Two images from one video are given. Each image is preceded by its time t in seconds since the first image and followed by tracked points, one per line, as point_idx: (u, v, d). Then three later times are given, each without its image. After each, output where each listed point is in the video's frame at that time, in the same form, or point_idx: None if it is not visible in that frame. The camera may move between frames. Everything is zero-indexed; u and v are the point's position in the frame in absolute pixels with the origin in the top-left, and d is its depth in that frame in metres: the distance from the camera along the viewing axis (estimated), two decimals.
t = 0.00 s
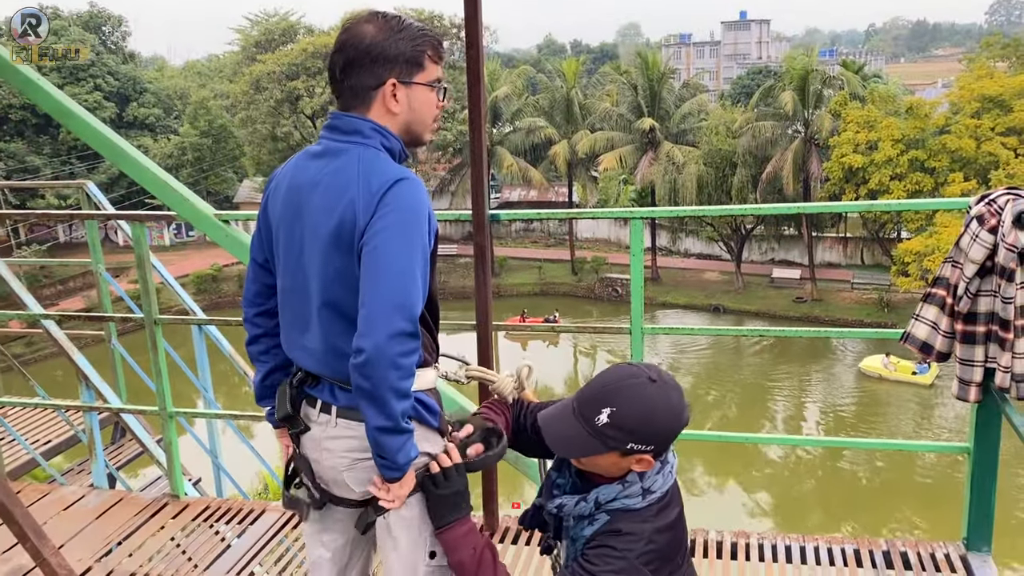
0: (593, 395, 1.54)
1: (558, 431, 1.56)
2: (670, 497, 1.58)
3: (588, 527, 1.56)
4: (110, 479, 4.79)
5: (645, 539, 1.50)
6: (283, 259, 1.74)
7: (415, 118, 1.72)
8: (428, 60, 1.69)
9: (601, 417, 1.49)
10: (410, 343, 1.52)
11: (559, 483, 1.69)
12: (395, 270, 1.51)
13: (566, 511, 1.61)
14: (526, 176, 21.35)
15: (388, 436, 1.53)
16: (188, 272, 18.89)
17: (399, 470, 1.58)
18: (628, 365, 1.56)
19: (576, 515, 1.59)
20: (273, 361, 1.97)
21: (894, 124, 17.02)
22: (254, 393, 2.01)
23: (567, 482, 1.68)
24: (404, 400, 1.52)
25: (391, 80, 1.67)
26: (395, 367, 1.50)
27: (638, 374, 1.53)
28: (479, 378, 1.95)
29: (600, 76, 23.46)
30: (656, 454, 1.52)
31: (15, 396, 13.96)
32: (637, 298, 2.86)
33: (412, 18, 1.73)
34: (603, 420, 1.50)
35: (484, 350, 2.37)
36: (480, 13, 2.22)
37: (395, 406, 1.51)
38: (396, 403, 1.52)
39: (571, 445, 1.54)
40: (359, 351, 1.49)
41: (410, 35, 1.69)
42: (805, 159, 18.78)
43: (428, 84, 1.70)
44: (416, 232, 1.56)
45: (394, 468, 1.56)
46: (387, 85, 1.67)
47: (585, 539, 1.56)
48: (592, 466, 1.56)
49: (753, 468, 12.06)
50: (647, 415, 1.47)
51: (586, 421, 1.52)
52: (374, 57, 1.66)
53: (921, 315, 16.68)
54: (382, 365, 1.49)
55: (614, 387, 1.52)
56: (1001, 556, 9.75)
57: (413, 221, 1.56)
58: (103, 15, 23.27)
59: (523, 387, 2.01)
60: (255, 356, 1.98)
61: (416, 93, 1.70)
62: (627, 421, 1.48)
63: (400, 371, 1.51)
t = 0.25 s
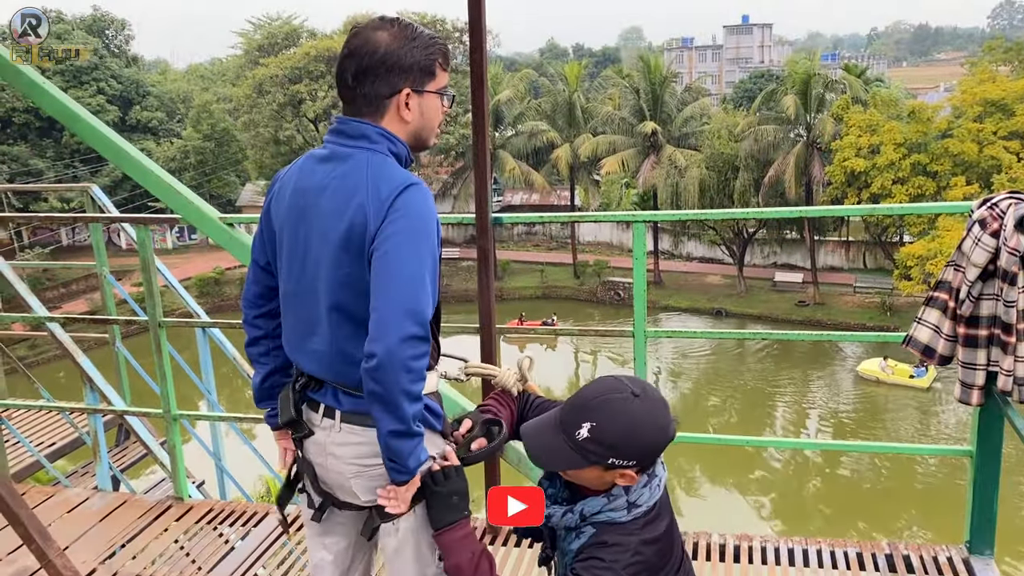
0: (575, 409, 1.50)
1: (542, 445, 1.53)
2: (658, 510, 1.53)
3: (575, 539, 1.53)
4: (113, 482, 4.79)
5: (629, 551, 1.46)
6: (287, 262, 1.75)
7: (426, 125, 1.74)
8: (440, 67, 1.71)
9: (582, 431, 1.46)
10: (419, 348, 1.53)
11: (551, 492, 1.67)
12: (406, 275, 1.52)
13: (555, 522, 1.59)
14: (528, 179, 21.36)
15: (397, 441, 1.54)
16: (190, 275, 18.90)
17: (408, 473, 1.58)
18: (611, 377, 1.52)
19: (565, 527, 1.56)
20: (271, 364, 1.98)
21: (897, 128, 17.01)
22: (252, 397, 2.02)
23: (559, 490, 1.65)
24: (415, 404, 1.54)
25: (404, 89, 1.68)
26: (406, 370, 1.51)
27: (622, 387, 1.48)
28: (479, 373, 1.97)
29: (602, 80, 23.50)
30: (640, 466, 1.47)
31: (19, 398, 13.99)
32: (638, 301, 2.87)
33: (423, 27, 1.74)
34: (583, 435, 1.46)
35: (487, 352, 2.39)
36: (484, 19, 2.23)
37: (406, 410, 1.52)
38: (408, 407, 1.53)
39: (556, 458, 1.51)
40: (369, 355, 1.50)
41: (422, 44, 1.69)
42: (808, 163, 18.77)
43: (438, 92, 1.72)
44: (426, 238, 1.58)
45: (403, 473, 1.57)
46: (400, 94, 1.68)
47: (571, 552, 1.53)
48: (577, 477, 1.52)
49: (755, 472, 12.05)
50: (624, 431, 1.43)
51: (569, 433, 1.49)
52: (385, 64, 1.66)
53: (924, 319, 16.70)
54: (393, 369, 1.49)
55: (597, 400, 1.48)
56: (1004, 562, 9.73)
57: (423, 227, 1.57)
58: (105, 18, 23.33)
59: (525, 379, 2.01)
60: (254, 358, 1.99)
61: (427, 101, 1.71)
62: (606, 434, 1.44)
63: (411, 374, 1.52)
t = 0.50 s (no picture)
0: (556, 434, 1.48)
1: (523, 469, 1.51)
2: (646, 532, 1.49)
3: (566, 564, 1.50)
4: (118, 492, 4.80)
5: None
6: (299, 276, 1.76)
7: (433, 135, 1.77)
8: (438, 79, 1.73)
9: (562, 458, 1.44)
10: (435, 359, 1.54)
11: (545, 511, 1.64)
12: (424, 287, 1.55)
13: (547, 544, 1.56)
14: (531, 189, 21.38)
15: (415, 451, 1.55)
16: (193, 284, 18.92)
17: (417, 488, 1.59)
18: (592, 403, 1.50)
19: (554, 553, 1.53)
20: (278, 376, 2.00)
21: (899, 138, 17.01)
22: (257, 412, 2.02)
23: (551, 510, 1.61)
24: (433, 412, 1.56)
25: (414, 101, 1.71)
26: (424, 380, 1.53)
27: (597, 417, 1.45)
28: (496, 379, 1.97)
29: (604, 90, 23.58)
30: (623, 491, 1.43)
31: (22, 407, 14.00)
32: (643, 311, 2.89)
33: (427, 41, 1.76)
34: (563, 460, 1.44)
35: (491, 359, 2.41)
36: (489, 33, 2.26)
37: (422, 419, 1.54)
38: (425, 415, 1.54)
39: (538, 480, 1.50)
40: (388, 364, 1.52)
41: (430, 60, 1.72)
42: (810, 173, 18.77)
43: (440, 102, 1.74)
44: (442, 250, 1.60)
45: (414, 486, 1.57)
46: (411, 106, 1.70)
47: None
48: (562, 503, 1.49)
49: (758, 482, 12.02)
50: (599, 458, 1.41)
51: (549, 458, 1.47)
52: (396, 78, 1.68)
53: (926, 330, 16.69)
54: (412, 379, 1.51)
55: (578, 425, 1.46)
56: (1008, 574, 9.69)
57: (439, 240, 1.60)
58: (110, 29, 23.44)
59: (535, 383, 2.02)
60: (259, 373, 1.99)
61: (433, 109, 1.74)
62: (584, 459, 1.41)
63: (428, 385, 1.54)
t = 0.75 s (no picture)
0: (526, 456, 1.45)
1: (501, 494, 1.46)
2: (633, 535, 1.47)
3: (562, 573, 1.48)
4: (123, 512, 4.78)
5: None
6: (311, 294, 1.76)
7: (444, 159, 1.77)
8: (443, 110, 1.73)
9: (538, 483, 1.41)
10: (435, 377, 1.52)
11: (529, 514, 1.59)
12: (425, 303, 1.53)
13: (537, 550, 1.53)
14: (535, 209, 21.44)
15: (425, 462, 1.55)
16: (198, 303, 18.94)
17: (433, 494, 1.60)
18: (560, 419, 1.48)
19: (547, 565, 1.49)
20: (288, 391, 1.96)
21: (903, 159, 17.05)
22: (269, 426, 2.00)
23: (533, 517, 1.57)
24: (438, 427, 1.54)
25: (425, 128, 1.71)
26: (426, 395, 1.50)
27: (561, 448, 1.42)
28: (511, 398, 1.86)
29: (607, 111, 23.73)
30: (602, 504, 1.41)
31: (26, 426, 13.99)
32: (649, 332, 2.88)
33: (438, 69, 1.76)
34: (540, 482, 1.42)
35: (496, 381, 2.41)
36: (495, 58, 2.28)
37: (431, 433, 1.52)
38: (431, 430, 1.53)
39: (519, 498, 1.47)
40: (392, 381, 1.50)
41: (441, 85, 1.72)
42: (814, 193, 18.81)
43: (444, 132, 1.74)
44: (446, 268, 1.59)
45: (433, 491, 1.58)
46: (429, 130, 1.71)
47: None
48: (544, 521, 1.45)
49: (763, 504, 11.96)
50: (583, 477, 1.39)
51: (527, 481, 1.43)
52: (409, 105, 1.67)
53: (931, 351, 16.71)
54: (413, 395, 1.49)
55: (545, 444, 1.44)
56: None
57: (441, 258, 1.58)
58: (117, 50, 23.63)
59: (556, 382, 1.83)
60: (268, 388, 1.97)
61: (439, 130, 1.73)
62: (561, 486, 1.39)
63: (433, 399, 1.52)
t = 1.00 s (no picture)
0: (550, 425, 1.31)
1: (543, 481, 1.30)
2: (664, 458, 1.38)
3: (623, 530, 1.32)
4: (127, 531, 4.75)
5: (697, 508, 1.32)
6: (312, 310, 1.74)
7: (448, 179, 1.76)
8: (449, 136, 1.73)
9: (583, 442, 1.27)
10: (419, 400, 1.49)
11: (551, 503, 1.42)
12: (416, 326, 1.51)
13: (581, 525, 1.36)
14: (538, 226, 21.47)
15: (393, 492, 1.53)
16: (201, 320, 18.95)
17: (407, 527, 1.57)
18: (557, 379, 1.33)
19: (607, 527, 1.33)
20: (293, 406, 1.92)
21: (906, 178, 17.07)
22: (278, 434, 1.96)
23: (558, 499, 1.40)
24: (414, 454, 1.50)
25: (432, 151, 1.70)
26: (404, 420, 1.48)
27: (583, 393, 1.29)
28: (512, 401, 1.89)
29: (610, 129, 23.80)
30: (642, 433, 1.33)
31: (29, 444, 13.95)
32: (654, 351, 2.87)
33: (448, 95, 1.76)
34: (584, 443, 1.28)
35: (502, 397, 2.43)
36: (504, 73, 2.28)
37: (403, 461, 1.49)
38: (403, 455, 1.49)
39: (554, 475, 1.30)
40: (371, 402, 1.48)
41: (449, 106, 1.73)
42: (817, 212, 18.82)
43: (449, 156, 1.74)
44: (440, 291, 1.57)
45: (402, 524, 1.56)
46: (438, 151, 1.71)
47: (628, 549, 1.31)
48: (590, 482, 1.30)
49: (767, 523, 11.88)
50: (612, 419, 1.28)
51: (565, 452, 1.28)
52: (419, 125, 1.67)
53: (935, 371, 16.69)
54: (392, 418, 1.47)
55: (566, 405, 1.30)
56: None
57: (435, 280, 1.56)
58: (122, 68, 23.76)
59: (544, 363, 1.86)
60: (273, 401, 1.94)
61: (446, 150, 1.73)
62: (605, 428, 1.27)
63: (410, 425, 1.49)
